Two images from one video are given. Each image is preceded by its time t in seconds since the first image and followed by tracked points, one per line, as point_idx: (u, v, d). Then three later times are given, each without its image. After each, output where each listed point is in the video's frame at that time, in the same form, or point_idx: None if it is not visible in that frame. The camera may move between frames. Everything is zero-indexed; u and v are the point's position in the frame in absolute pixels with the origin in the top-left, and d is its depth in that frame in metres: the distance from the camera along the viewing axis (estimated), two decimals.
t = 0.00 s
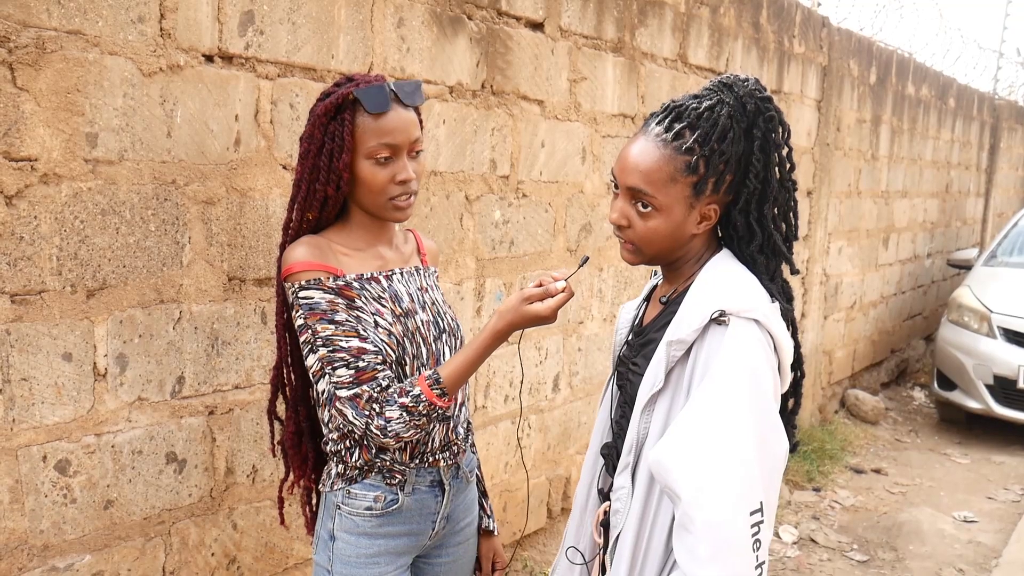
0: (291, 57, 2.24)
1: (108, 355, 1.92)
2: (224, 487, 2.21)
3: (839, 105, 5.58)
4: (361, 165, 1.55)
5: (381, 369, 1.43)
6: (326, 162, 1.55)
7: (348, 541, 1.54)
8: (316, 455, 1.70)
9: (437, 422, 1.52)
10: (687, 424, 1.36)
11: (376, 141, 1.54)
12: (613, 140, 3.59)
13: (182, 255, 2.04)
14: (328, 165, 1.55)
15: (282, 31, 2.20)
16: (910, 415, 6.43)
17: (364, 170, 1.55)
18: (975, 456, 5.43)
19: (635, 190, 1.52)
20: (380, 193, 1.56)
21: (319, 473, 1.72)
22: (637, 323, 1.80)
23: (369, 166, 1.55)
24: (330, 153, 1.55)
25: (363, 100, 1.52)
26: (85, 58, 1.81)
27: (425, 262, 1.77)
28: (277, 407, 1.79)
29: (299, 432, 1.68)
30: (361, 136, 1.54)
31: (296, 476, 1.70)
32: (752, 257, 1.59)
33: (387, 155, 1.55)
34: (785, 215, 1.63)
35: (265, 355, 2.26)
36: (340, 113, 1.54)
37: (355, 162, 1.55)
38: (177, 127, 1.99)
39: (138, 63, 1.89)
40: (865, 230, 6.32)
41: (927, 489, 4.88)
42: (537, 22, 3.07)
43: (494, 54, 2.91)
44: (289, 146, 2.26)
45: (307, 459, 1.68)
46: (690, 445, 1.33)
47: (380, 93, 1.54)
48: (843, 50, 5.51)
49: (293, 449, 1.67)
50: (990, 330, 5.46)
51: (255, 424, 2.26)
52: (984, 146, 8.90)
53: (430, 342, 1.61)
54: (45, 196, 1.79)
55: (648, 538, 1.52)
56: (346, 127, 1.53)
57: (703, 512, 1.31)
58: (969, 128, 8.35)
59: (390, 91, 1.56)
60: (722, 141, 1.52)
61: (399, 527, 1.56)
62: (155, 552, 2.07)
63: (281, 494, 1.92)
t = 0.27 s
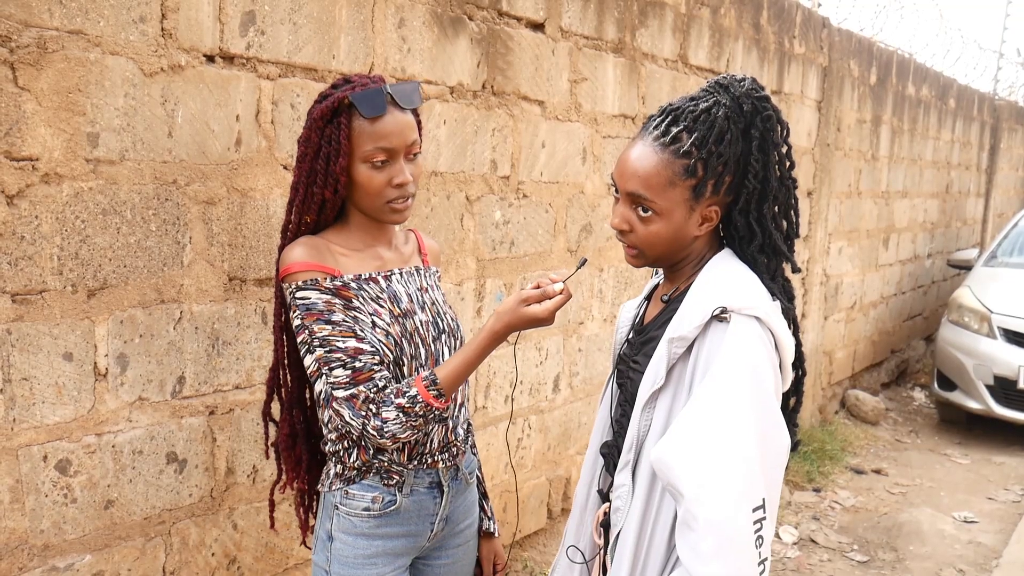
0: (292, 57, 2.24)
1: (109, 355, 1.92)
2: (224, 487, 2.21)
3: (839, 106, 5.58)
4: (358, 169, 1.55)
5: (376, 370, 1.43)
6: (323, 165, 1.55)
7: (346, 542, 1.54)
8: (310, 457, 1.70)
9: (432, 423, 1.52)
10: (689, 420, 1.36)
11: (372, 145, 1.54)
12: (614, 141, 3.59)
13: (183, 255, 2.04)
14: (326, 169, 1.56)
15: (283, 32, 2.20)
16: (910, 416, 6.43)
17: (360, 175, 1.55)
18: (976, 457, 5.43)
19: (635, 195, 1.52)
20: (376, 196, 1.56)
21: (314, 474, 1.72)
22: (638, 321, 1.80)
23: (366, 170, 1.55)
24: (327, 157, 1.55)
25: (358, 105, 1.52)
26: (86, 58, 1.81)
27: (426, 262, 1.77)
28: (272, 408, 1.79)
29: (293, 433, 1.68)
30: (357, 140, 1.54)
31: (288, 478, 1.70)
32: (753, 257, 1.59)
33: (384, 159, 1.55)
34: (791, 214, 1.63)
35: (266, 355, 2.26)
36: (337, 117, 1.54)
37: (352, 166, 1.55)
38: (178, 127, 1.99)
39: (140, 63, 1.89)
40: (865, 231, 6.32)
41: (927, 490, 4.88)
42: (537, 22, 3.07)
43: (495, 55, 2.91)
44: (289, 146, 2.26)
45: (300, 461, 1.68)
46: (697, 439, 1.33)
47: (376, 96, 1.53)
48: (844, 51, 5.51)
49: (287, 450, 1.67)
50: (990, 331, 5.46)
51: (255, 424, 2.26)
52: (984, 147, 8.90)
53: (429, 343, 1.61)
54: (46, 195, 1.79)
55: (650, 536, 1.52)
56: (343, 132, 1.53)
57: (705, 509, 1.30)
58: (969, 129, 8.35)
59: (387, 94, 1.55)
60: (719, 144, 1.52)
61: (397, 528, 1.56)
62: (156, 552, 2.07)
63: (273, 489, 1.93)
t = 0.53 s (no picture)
0: (292, 59, 2.24)
1: (109, 356, 1.92)
2: (224, 488, 2.21)
3: (839, 107, 5.59)
4: (359, 169, 1.55)
5: (376, 371, 1.43)
6: (323, 166, 1.55)
7: (344, 543, 1.54)
8: (307, 459, 1.69)
9: (432, 425, 1.52)
10: (685, 417, 1.36)
11: (373, 145, 1.54)
12: (614, 142, 3.59)
13: (183, 256, 2.04)
14: (326, 170, 1.56)
15: (283, 33, 2.20)
16: (910, 417, 6.43)
17: (361, 175, 1.55)
18: (975, 458, 5.43)
19: (636, 200, 1.53)
20: (377, 196, 1.55)
21: (312, 476, 1.72)
22: (638, 321, 1.80)
23: (367, 170, 1.55)
24: (327, 158, 1.55)
25: (359, 105, 1.52)
26: (86, 59, 1.81)
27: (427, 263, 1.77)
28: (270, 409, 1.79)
29: (291, 435, 1.68)
30: (358, 140, 1.54)
31: (286, 481, 1.69)
32: (753, 259, 1.59)
33: (385, 159, 1.55)
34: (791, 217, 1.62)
35: (266, 356, 2.26)
36: (337, 118, 1.54)
37: (353, 166, 1.55)
38: (178, 128, 1.99)
39: (140, 64, 1.89)
40: (865, 232, 6.32)
41: (927, 491, 4.88)
42: (537, 23, 3.07)
43: (495, 56, 2.91)
44: (289, 147, 2.26)
45: (297, 462, 1.68)
46: (693, 436, 1.34)
47: (377, 98, 1.53)
48: (844, 52, 5.52)
49: (284, 452, 1.67)
50: (990, 332, 5.46)
51: (255, 425, 2.26)
52: (984, 149, 8.90)
53: (429, 344, 1.61)
54: (46, 196, 1.79)
55: (648, 534, 1.52)
56: (343, 133, 1.54)
57: (701, 506, 1.31)
58: (969, 130, 8.35)
59: (387, 95, 1.55)
60: (719, 147, 1.51)
61: (395, 530, 1.56)
62: (156, 554, 2.07)
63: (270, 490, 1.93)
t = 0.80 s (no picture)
0: (291, 60, 2.24)
1: (108, 358, 1.92)
2: (223, 490, 2.21)
3: (837, 107, 5.59)
4: (360, 171, 1.55)
5: (375, 373, 1.43)
6: (325, 166, 1.56)
7: (343, 544, 1.54)
8: (309, 461, 1.70)
9: (432, 427, 1.52)
10: (682, 414, 1.36)
11: (374, 146, 1.54)
12: (612, 143, 3.59)
13: (181, 258, 2.04)
14: (327, 170, 1.56)
15: (281, 35, 2.20)
16: (909, 417, 6.44)
17: (363, 175, 1.55)
18: (974, 458, 5.44)
19: (636, 201, 1.54)
20: (378, 197, 1.56)
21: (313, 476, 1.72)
22: (637, 320, 1.80)
23: (368, 170, 1.55)
24: (328, 158, 1.55)
25: (361, 105, 1.52)
26: (84, 61, 1.81)
27: (425, 264, 1.76)
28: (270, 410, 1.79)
29: (293, 436, 1.68)
30: (360, 141, 1.54)
31: (288, 482, 1.69)
32: (753, 261, 1.59)
33: (387, 160, 1.55)
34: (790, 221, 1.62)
35: (265, 357, 2.26)
36: (339, 119, 1.54)
37: (354, 167, 1.56)
38: (176, 129, 1.99)
39: (138, 66, 1.89)
40: (863, 232, 6.33)
41: (926, 491, 4.88)
42: (536, 24, 3.08)
43: (493, 57, 2.92)
44: (288, 149, 2.26)
45: (299, 463, 1.68)
46: (690, 433, 1.34)
47: (378, 100, 1.53)
48: (842, 53, 5.52)
49: (286, 453, 1.67)
50: (989, 332, 5.47)
51: (254, 427, 2.26)
52: (982, 149, 8.92)
53: (427, 346, 1.61)
54: (44, 198, 1.79)
55: (647, 532, 1.52)
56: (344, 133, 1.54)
57: (699, 503, 1.31)
58: (967, 130, 8.36)
59: (388, 96, 1.55)
60: (719, 151, 1.51)
61: (393, 531, 1.56)
62: (155, 556, 2.07)
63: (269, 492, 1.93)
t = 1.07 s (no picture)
0: (287, 61, 2.24)
1: (104, 359, 1.92)
2: (219, 491, 2.20)
3: (834, 108, 5.60)
4: (362, 170, 1.55)
5: (376, 374, 1.44)
6: (326, 167, 1.55)
7: (340, 545, 1.54)
8: (304, 462, 1.69)
9: (433, 428, 1.52)
10: (681, 415, 1.36)
11: (378, 146, 1.54)
12: (609, 143, 3.60)
13: (177, 259, 2.04)
14: (328, 171, 1.55)
15: (277, 35, 2.20)
16: (905, 417, 6.45)
17: (365, 176, 1.55)
18: (970, 458, 5.45)
19: (636, 198, 1.54)
20: (378, 198, 1.56)
21: (308, 478, 1.71)
22: (635, 321, 1.80)
23: (371, 171, 1.55)
24: (330, 159, 1.55)
25: (364, 105, 1.52)
26: (80, 62, 1.81)
27: (422, 265, 1.77)
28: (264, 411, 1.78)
29: (286, 436, 1.67)
30: (362, 142, 1.54)
31: (282, 483, 1.69)
32: (751, 262, 1.59)
33: (390, 160, 1.56)
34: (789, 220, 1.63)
35: (261, 358, 2.26)
36: (343, 118, 1.54)
37: (355, 167, 1.55)
38: (172, 130, 1.99)
39: (134, 67, 1.89)
40: (860, 233, 6.34)
41: (922, 491, 4.89)
42: (532, 25, 3.08)
43: (490, 58, 2.92)
44: (284, 150, 2.26)
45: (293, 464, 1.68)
46: (689, 434, 1.34)
47: (381, 99, 1.54)
48: (838, 54, 5.54)
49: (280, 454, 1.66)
50: (985, 332, 5.48)
51: (250, 428, 2.25)
52: (978, 150, 8.94)
53: (424, 348, 1.61)
54: (40, 199, 1.78)
55: (646, 533, 1.52)
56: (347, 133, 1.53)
57: (698, 504, 1.31)
58: (963, 131, 8.38)
59: (391, 95, 1.56)
60: (720, 149, 1.52)
61: (389, 532, 1.56)
62: (151, 557, 2.07)
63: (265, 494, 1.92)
